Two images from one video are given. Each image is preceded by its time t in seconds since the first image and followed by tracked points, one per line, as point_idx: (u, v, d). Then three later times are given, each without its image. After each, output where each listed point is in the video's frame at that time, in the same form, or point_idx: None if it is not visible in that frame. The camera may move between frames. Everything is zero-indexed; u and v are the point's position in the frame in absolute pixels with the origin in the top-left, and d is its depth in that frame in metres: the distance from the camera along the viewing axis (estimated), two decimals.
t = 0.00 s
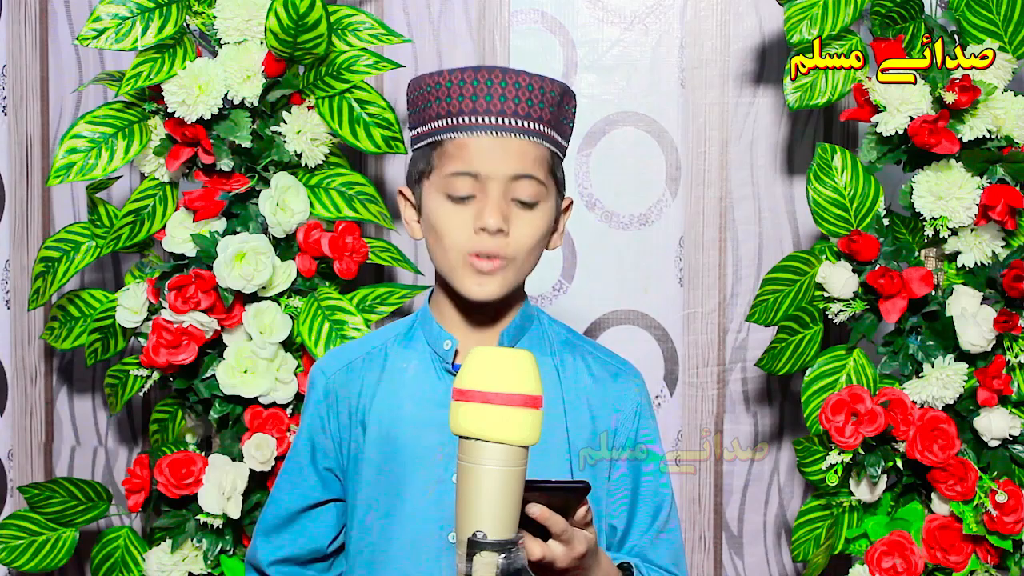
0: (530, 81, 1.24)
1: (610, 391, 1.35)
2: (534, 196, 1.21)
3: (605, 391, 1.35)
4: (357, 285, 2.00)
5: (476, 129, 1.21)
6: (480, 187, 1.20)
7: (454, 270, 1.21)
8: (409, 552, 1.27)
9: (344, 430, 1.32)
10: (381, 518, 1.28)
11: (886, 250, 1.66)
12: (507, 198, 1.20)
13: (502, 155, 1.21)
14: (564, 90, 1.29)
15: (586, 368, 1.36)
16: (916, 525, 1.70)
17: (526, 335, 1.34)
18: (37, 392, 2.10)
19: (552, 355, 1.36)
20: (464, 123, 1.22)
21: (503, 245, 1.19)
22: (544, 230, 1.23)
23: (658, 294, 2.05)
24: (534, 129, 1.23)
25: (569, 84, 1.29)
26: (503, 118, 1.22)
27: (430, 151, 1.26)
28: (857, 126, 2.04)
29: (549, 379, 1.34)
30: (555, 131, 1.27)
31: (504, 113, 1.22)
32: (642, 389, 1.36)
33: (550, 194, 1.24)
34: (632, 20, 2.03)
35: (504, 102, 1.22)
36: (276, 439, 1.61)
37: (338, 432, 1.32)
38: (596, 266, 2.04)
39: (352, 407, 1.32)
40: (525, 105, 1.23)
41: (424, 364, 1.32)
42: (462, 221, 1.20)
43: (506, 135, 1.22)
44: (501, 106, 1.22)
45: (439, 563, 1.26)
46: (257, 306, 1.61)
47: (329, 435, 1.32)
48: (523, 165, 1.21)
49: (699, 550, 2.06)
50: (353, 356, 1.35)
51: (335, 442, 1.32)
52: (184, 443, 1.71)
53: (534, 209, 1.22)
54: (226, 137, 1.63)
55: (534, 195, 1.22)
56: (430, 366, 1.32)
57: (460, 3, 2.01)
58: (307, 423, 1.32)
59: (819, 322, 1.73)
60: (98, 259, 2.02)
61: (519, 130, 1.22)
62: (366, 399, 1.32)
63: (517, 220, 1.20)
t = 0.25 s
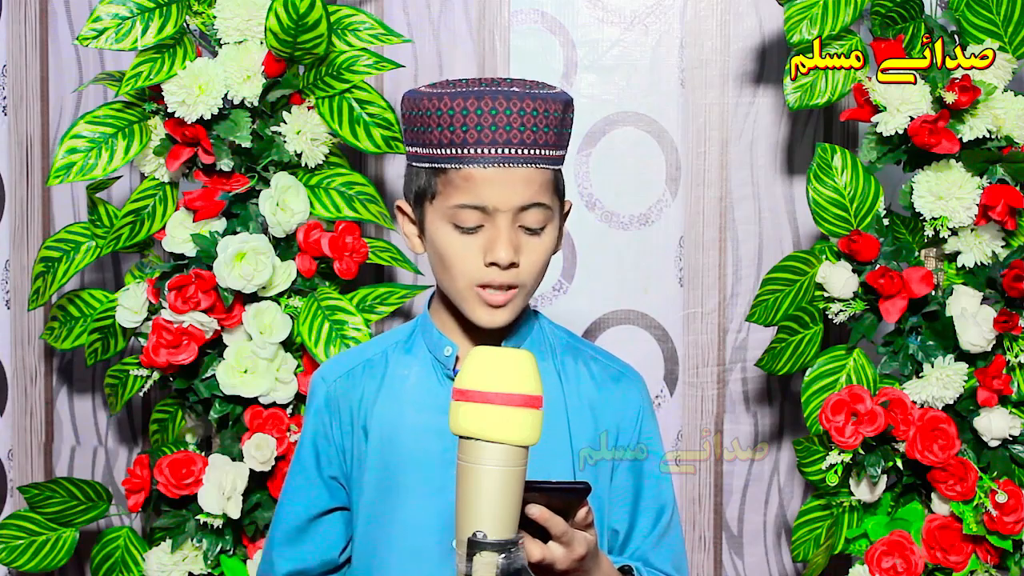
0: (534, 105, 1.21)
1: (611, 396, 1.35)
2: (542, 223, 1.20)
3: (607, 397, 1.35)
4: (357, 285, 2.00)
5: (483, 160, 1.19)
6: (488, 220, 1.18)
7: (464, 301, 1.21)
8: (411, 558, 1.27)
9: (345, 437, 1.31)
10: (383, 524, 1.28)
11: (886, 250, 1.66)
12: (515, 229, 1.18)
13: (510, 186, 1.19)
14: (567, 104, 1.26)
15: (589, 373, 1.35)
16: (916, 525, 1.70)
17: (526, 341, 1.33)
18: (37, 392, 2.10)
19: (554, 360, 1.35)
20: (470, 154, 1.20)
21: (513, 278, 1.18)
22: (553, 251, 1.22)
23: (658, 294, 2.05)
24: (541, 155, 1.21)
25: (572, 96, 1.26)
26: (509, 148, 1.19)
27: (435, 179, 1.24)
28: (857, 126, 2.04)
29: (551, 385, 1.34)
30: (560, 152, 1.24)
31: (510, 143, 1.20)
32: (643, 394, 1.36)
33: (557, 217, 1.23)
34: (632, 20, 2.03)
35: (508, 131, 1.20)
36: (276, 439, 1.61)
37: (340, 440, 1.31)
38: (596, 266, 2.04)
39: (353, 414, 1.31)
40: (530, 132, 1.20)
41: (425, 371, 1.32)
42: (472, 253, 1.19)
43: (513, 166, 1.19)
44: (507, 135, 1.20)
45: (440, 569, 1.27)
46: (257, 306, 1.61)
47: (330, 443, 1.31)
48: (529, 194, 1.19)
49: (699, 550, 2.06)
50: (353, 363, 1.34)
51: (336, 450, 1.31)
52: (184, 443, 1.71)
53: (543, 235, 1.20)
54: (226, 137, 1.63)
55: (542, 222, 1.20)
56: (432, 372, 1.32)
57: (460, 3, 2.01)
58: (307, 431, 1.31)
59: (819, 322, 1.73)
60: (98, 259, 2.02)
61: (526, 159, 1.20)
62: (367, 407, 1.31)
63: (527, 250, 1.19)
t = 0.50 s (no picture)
0: (529, 106, 1.21)
1: (617, 401, 1.34)
2: (543, 223, 1.20)
3: (614, 402, 1.34)
4: (357, 285, 2.00)
5: (480, 163, 1.19)
6: (488, 223, 1.18)
7: (468, 306, 1.20)
8: (413, 564, 1.26)
9: (349, 442, 1.31)
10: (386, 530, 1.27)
11: (886, 250, 1.66)
12: (516, 231, 1.18)
13: (508, 188, 1.19)
14: (562, 103, 1.26)
15: (595, 380, 1.35)
16: (916, 525, 1.70)
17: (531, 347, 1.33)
18: (37, 392, 2.10)
19: (560, 366, 1.35)
20: (467, 158, 1.20)
21: (516, 280, 1.18)
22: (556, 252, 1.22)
23: (658, 294, 2.05)
24: (538, 155, 1.21)
25: (568, 95, 1.26)
26: (506, 149, 1.20)
27: (433, 184, 1.24)
28: (857, 126, 2.04)
29: (556, 391, 1.33)
30: (558, 151, 1.24)
31: (506, 144, 1.20)
32: (651, 401, 1.36)
33: (558, 216, 1.23)
34: (632, 20, 2.03)
35: (504, 132, 1.20)
36: (276, 439, 1.61)
37: (346, 445, 1.31)
38: (596, 266, 2.04)
39: (358, 419, 1.31)
40: (527, 132, 1.21)
41: (431, 377, 1.32)
42: (473, 257, 1.19)
43: (511, 167, 1.19)
44: (503, 137, 1.20)
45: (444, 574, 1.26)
46: (257, 306, 1.61)
47: (334, 447, 1.31)
48: (528, 195, 1.19)
49: (698, 550, 2.06)
50: (358, 367, 1.34)
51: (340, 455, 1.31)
52: (184, 443, 1.71)
53: (544, 235, 1.20)
54: (226, 137, 1.63)
55: (542, 223, 1.20)
56: (437, 377, 1.32)
57: (460, 3, 2.01)
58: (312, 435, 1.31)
59: (819, 322, 1.73)
60: (98, 259, 2.02)
61: (523, 159, 1.20)
62: (372, 412, 1.31)
63: (529, 252, 1.19)
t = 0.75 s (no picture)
0: (523, 106, 1.21)
1: (623, 407, 1.34)
2: (538, 225, 1.20)
3: (619, 405, 1.34)
4: (357, 285, 2.00)
5: (473, 164, 1.19)
6: (483, 224, 1.18)
7: (464, 308, 1.21)
8: (414, 567, 1.26)
9: (352, 444, 1.31)
10: (387, 532, 1.27)
11: (886, 250, 1.66)
12: (511, 232, 1.18)
13: (502, 189, 1.19)
14: (559, 103, 1.25)
15: (600, 385, 1.35)
16: (916, 525, 1.70)
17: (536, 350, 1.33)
18: (37, 392, 2.10)
19: (565, 371, 1.35)
20: (460, 159, 1.20)
21: (511, 281, 1.18)
22: (553, 254, 1.22)
23: (658, 294, 2.05)
24: (532, 155, 1.21)
25: (565, 95, 1.26)
26: (500, 150, 1.20)
27: (429, 187, 1.24)
28: (857, 126, 2.04)
29: (561, 394, 1.34)
30: (554, 152, 1.24)
31: (500, 145, 1.20)
32: (656, 403, 1.35)
33: (555, 217, 1.22)
34: (632, 20, 2.03)
35: (497, 133, 1.20)
36: (276, 439, 1.61)
37: (348, 447, 1.31)
38: (596, 266, 2.04)
39: (361, 421, 1.31)
40: (521, 133, 1.20)
41: (435, 379, 1.32)
42: (468, 259, 1.19)
43: (504, 168, 1.19)
44: (496, 137, 1.20)
45: None
46: (257, 306, 1.61)
47: (337, 449, 1.31)
48: (523, 196, 1.19)
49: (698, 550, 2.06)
50: (362, 369, 1.34)
51: (342, 456, 1.31)
52: (184, 443, 1.71)
53: (540, 237, 1.20)
54: (226, 137, 1.63)
55: (538, 224, 1.20)
56: (441, 380, 1.32)
57: (460, 3, 2.01)
58: (315, 435, 1.31)
59: (819, 322, 1.73)
60: (98, 259, 2.02)
61: (516, 160, 1.20)
62: (376, 414, 1.31)
63: (524, 253, 1.19)
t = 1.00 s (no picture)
0: (539, 100, 1.22)
1: (622, 406, 1.34)
2: (547, 219, 1.19)
3: (618, 405, 1.34)
4: (357, 285, 2.00)
5: (487, 154, 1.19)
6: (492, 214, 1.18)
7: (468, 298, 1.20)
8: (414, 566, 1.26)
9: (351, 443, 1.31)
10: (386, 531, 1.27)
11: (886, 250, 1.66)
12: (519, 224, 1.18)
13: (513, 180, 1.19)
14: (574, 101, 1.26)
15: (599, 384, 1.35)
16: (916, 525, 1.70)
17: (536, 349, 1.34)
18: (37, 392, 2.10)
19: (564, 370, 1.36)
20: (474, 148, 1.20)
21: (516, 274, 1.18)
22: (559, 249, 1.22)
23: (658, 294, 2.05)
24: (546, 149, 1.21)
25: (580, 94, 1.27)
26: (514, 141, 1.20)
27: (441, 175, 1.24)
28: (857, 126, 2.04)
29: (560, 394, 1.34)
30: (566, 149, 1.24)
31: (514, 137, 1.20)
32: (655, 404, 1.36)
33: (563, 213, 1.22)
34: (632, 20, 2.03)
35: (513, 124, 1.20)
36: (276, 439, 1.61)
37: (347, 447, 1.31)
38: (596, 266, 2.04)
39: (360, 421, 1.31)
40: (535, 126, 1.21)
41: (434, 378, 1.32)
42: (475, 249, 1.19)
43: (517, 159, 1.19)
44: (512, 129, 1.20)
45: None
46: (257, 306, 1.61)
47: (335, 448, 1.30)
48: (534, 189, 1.19)
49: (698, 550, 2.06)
50: (360, 369, 1.34)
51: (341, 455, 1.30)
52: (184, 443, 1.71)
53: (548, 231, 1.20)
54: (226, 137, 1.63)
55: (546, 218, 1.19)
56: (440, 379, 1.32)
57: (460, 3, 2.01)
58: (313, 435, 1.31)
59: (819, 322, 1.73)
60: (98, 259, 2.02)
61: (529, 152, 1.20)
62: (374, 414, 1.31)
63: (531, 246, 1.18)
